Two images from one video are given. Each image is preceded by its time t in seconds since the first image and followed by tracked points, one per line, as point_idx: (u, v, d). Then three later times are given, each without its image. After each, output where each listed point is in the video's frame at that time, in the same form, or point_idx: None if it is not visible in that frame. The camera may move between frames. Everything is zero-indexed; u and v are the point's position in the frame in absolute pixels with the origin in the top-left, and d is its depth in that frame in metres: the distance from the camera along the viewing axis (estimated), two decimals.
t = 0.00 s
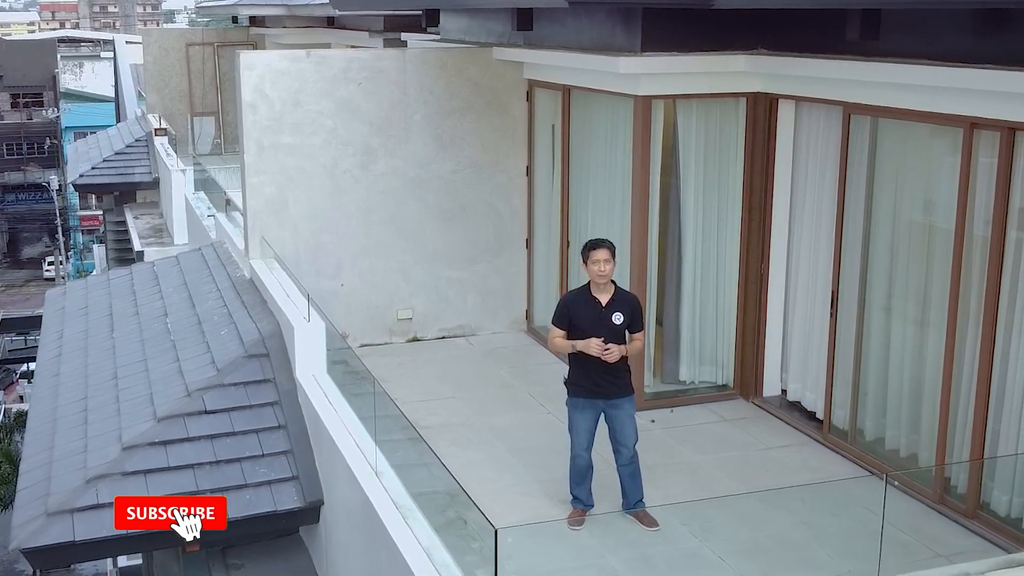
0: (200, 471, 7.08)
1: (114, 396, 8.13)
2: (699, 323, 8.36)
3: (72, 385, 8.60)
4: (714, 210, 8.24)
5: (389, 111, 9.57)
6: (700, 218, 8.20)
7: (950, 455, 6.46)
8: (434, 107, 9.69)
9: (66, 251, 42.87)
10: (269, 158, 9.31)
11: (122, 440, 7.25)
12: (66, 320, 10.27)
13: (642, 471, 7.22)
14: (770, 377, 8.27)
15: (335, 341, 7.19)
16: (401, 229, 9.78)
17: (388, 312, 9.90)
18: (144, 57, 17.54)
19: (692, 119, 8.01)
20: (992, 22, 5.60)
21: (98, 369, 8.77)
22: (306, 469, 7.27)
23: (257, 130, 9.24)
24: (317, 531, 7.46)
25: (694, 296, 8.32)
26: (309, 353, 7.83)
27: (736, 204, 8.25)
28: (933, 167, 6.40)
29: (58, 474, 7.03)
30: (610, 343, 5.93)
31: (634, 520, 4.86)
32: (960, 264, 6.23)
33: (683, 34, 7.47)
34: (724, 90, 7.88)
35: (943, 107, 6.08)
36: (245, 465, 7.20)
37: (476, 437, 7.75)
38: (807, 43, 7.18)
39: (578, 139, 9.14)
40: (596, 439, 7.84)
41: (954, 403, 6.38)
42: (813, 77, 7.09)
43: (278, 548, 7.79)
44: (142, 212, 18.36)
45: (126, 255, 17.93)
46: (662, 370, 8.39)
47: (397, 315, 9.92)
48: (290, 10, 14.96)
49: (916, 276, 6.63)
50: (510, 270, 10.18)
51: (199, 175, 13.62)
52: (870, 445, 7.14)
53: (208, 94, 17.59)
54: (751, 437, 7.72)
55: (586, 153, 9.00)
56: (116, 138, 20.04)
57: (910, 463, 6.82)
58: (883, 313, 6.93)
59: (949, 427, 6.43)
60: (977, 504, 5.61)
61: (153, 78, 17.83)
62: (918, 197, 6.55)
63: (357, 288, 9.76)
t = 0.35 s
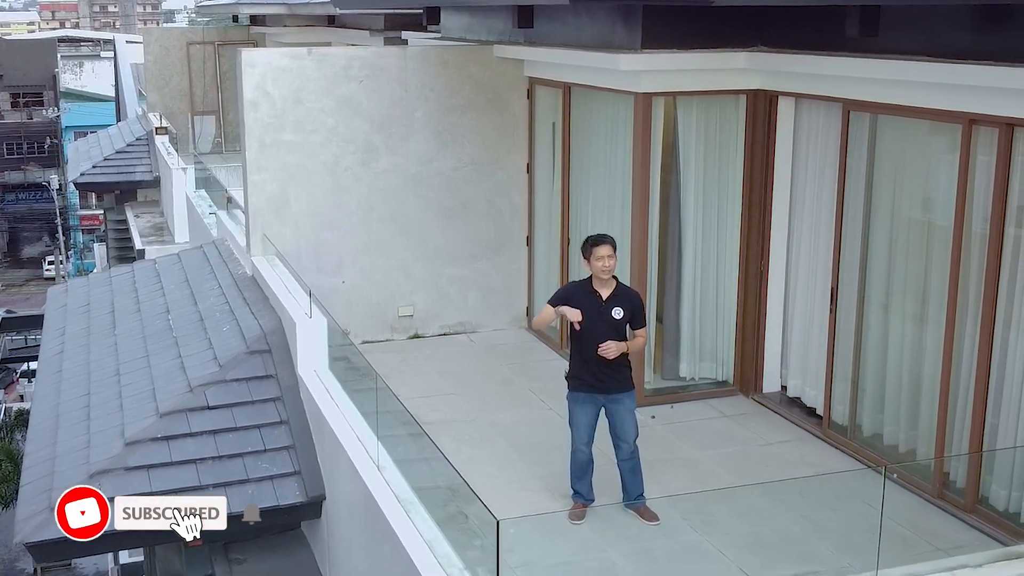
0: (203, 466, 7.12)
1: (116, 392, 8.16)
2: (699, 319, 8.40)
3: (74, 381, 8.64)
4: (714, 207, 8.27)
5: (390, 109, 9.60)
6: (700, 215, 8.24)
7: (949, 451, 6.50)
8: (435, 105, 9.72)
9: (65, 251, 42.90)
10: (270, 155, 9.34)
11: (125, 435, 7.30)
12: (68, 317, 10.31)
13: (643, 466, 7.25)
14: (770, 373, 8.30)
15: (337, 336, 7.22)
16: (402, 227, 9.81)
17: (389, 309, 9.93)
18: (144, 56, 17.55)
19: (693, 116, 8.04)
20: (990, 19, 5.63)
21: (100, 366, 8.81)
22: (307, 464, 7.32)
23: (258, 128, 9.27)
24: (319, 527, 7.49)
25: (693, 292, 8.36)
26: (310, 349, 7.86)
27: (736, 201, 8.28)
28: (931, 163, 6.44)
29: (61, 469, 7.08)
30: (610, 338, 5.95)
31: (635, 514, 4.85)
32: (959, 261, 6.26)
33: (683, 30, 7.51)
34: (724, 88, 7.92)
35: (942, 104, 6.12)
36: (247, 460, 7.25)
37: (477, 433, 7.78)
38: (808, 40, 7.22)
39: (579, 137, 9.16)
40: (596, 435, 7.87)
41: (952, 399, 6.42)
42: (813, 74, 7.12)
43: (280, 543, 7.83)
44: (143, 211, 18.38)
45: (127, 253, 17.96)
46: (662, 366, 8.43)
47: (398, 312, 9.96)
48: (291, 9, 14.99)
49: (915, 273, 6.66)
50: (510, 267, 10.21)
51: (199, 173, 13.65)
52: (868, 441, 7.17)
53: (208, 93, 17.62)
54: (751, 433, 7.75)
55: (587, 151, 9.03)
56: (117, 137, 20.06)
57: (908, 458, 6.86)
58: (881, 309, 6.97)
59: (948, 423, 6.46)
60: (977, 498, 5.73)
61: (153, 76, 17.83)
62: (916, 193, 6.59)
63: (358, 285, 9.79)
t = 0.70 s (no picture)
0: (203, 465, 7.13)
1: (117, 392, 8.18)
2: (699, 319, 8.41)
3: (75, 380, 8.65)
4: (714, 206, 8.28)
5: (390, 109, 9.62)
6: (700, 215, 8.25)
7: (948, 449, 6.51)
8: (435, 105, 9.73)
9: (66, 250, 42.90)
10: (271, 154, 9.35)
11: (126, 434, 7.31)
12: (69, 317, 10.32)
13: (642, 465, 7.26)
14: (770, 373, 8.31)
15: (337, 336, 7.23)
16: (403, 226, 9.82)
17: (389, 309, 9.94)
18: (145, 55, 17.56)
19: (693, 115, 8.06)
20: (990, 18, 5.65)
21: (101, 365, 8.82)
22: (308, 463, 7.34)
23: (259, 127, 9.28)
24: (319, 526, 7.50)
25: (693, 291, 8.38)
26: (311, 347, 7.87)
27: (736, 201, 8.29)
28: (931, 162, 6.45)
29: (62, 468, 7.09)
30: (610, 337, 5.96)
31: (635, 513, 4.89)
32: (958, 260, 6.27)
33: (683, 30, 7.53)
34: (724, 87, 7.93)
35: (942, 103, 6.13)
36: (248, 459, 7.27)
37: (477, 432, 7.79)
38: (807, 39, 7.23)
39: (579, 136, 9.17)
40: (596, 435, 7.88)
41: (952, 397, 6.42)
42: (812, 74, 7.13)
43: (281, 542, 7.85)
44: (143, 210, 18.40)
45: (127, 253, 17.98)
46: (662, 365, 8.44)
47: (399, 311, 9.97)
48: (291, 9, 14.99)
49: (914, 271, 6.68)
50: (510, 266, 10.22)
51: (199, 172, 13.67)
52: (868, 439, 7.19)
53: (209, 92, 17.62)
54: (751, 432, 7.76)
55: (587, 150, 9.04)
56: (117, 137, 20.07)
57: (908, 457, 6.87)
58: (880, 308, 6.98)
59: (948, 421, 6.47)
60: (978, 498, 5.63)
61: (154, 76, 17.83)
62: (916, 192, 6.60)
63: (358, 284, 9.80)
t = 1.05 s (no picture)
0: (202, 465, 7.14)
1: (116, 392, 8.18)
2: (698, 319, 8.41)
3: (74, 381, 8.65)
4: (712, 207, 8.28)
5: (389, 109, 9.62)
6: (698, 215, 8.25)
7: (946, 450, 6.51)
8: (434, 105, 9.74)
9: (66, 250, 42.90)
10: (269, 155, 9.36)
11: (124, 435, 7.31)
12: (68, 317, 10.33)
13: (641, 465, 7.26)
14: (768, 373, 8.31)
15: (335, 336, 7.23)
16: (402, 227, 9.83)
17: (388, 309, 9.94)
18: (144, 56, 17.57)
19: (691, 115, 8.06)
20: (988, 18, 5.64)
21: (100, 365, 8.83)
22: (306, 463, 7.34)
23: (257, 127, 9.28)
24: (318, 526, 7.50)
25: (692, 292, 8.38)
26: (309, 348, 7.88)
27: (734, 201, 8.30)
28: (929, 163, 6.46)
29: (60, 469, 7.10)
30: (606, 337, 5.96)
31: (632, 513, 4.88)
32: (956, 260, 6.28)
33: (682, 30, 7.53)
34: (722, 88, 7.94)
35: (940, 103, 6.13)
36: (246, 459, 7.27)
37: (476, 432, 7.79)
38: (805, 40, 7.24)
39: (578, 137, 9.17)
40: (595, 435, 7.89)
41: (950, 398, 6.43)
42: (811, 74, 7.13)
43: (280, 543, 7.85)
44: (142, 210, 18.40)
45: (127, 253, 17.98)
46: (661, 365, 8.45)
47: (398, 311, 9.97)
48: (290, 9, 15.00)
49: (912, 272, 6.68)
50: (510, 266, 10.23)
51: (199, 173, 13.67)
52: (867, 440, 7.19)
53: (208, 92, 17.63)
54: (749, 433, 7.76)
55: (585, 150, 9.05)
56: (116, 137, 20.08)
57: (905, 457, 6.88)
58: (878, 308, 6.99)
59: (946, 422, 6.47)
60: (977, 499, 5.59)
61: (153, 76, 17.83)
62: (914, 193, 6.60)
63: (358, 284, 9.81)
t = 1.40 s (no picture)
0: (201, 467, 7.14)
1: (114, 393, 8.18)
2: (697, 320, 8.41)
3: (73, 381, 8.65)
4: (711, 208, 8.28)
5: (388, 110, 9.62)
6: (697, 215, 8.25)
7: (945, 451, 6.51)
8: (433, 106, 9.73)
9: (66, 250, 42.89)
10: (268, 156, 9.36)
11: (123, 436, 7.31)
12: (67, 318, 10.32)
13: (640, 466, 7.26)
14: (767, 374, 8.31)
15: (334, 337, 7.24)
16: (401, 227, 9.83)
17: (387, 310, 9.94)
18: (143, 56, 17.56)
19: (690, 116, 8.05)
20: (986, 20, 5.65)
21: (99, 366, 8.83)
22: (305, 464, 7.34)
23: (256, 128, 9.28)
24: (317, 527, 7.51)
25: (691, 293, 8.38)
26: (309, 349, 7.88)
27: (733, 202, 8.29)
28: (928, 163, 6.45)
29: (59, 470, 7.10)
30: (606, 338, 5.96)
31: (631, 514, 4.89)
32: (955, 262, 6.27)
33: (681, 31, 7.53)
34: (721, 89, 7.93)
35: (939, 105, 6.13)
36: (245, 461, 7.27)
37: (476, 433, 7.79)
38: (805, 41, 7.24)
39: (577, 138, 9.17)
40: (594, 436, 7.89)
41: (949, 399, 6.43)
42: (810, 75, 7.13)
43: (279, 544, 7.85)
44: (142, 211, 18.41)
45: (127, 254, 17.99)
46: (660, 366, 8.45)
47: (398, 312, 9.97)
48: (290, 9, 14.99)
49: (911, 273, 6.68)
50: (509, 267, 10.22)
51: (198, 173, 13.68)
52: (866, 441, 7.18)
53: (208, 92, 17.62)
54: (748, 434, 7.76)
55: (584, 151, 9.05)
56: (115, 138, 20.08)
57: (904, 458, 6.88)
58: (877, 309, 6.99)
59: (945, 423, 6.47)
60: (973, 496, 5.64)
61: (153, 76, 17.81)
62: (913, 193, 6.60)
63: (357, 285, 9.80)
